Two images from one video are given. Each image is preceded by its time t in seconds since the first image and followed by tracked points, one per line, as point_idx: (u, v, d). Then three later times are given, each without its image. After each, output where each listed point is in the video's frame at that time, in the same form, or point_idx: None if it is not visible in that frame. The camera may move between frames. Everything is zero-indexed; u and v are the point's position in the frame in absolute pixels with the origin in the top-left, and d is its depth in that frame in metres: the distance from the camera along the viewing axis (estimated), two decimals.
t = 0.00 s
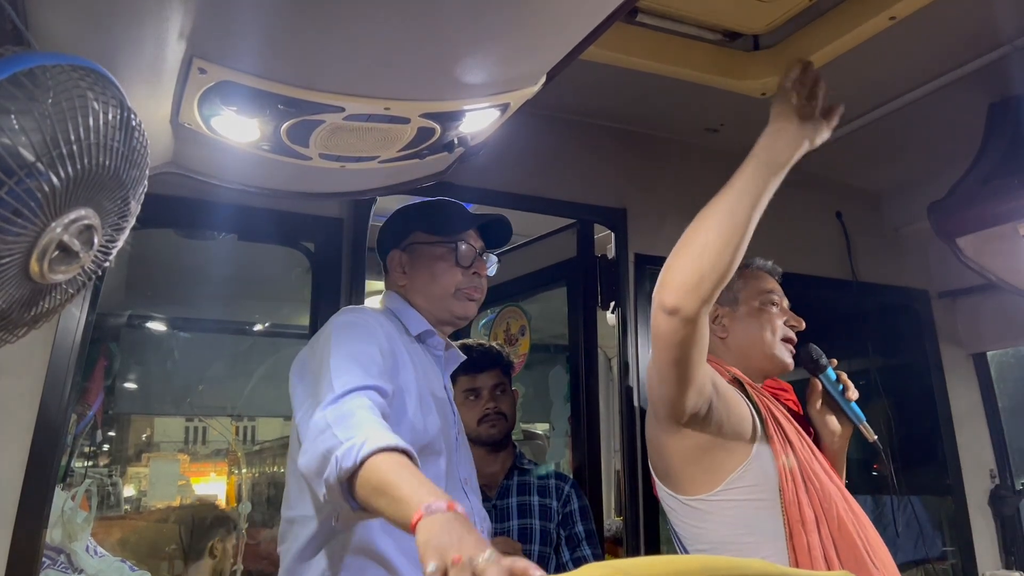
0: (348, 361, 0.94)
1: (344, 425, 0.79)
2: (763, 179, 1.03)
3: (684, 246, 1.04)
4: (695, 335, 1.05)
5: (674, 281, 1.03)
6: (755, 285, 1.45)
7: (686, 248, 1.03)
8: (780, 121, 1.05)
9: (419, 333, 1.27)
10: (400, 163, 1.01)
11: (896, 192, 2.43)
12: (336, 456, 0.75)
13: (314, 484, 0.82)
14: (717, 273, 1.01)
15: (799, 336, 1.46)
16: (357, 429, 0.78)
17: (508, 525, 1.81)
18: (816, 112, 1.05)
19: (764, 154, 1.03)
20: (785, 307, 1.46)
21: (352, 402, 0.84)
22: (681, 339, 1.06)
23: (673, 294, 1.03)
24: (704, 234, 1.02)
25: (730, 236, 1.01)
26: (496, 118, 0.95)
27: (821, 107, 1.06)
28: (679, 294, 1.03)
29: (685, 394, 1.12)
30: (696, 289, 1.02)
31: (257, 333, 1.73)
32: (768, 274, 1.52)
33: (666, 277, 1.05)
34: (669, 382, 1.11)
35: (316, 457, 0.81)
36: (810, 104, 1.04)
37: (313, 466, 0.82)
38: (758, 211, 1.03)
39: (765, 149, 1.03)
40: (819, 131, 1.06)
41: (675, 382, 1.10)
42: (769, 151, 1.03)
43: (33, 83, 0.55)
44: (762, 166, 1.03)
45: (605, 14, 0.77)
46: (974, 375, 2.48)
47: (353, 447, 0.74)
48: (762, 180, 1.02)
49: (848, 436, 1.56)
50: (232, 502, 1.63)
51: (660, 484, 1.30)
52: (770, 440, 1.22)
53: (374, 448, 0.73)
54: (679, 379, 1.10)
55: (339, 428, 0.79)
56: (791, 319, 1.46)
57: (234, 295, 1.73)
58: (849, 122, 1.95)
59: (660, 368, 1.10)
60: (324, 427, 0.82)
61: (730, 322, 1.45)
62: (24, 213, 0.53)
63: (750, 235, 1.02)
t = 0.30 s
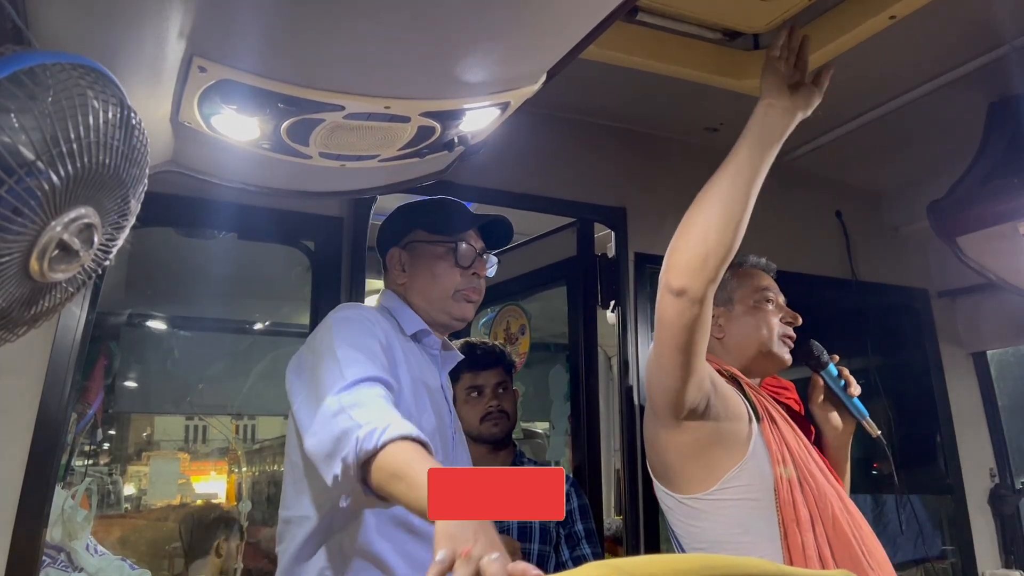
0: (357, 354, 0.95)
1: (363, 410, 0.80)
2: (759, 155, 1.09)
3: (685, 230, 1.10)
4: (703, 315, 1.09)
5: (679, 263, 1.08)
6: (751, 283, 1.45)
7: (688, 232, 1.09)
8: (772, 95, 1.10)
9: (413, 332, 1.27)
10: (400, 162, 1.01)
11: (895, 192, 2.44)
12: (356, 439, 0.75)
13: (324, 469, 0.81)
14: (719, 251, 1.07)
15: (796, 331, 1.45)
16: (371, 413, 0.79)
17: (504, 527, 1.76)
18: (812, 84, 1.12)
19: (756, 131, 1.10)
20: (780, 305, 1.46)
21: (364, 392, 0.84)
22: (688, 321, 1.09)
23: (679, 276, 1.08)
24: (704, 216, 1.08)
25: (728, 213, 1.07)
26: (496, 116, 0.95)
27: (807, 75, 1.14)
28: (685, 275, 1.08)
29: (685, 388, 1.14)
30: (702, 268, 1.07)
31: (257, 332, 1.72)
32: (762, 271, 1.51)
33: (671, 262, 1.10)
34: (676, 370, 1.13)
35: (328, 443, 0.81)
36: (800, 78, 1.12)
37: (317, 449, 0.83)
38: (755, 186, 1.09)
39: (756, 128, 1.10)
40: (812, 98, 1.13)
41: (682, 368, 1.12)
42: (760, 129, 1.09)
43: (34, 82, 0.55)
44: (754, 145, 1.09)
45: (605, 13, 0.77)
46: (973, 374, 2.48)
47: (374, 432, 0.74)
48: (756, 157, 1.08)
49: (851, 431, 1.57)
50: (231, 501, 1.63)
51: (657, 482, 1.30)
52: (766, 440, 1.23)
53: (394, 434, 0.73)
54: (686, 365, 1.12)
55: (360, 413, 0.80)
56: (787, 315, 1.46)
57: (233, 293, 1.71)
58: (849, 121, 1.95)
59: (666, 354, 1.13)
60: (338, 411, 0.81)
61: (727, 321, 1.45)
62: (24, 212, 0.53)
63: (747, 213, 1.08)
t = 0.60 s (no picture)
0: (319, 344, 0.95)
1: (319, 371, 0.87)
2: (756, 149, 1.09)
3: (685, 227, 1.10)
4: (704, 312, 1.09)
5: (680, 260, 1.09)
6: (751, 282, 1.46)
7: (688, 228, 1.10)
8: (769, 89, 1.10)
9: (410, 330, 1.29)
10: (400, 159, 1.01)
11: (896, 190, 2.43)
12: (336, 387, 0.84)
13: (304, 441, 0.86)
14: (719, 249, 1.07)
15: (796, 332, 1.46)
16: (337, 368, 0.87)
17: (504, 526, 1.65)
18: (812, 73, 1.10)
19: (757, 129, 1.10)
20: (781, 304, 1.46)
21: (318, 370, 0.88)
22: (688, 317, 1.09)
23: (679, 273, 1.09)
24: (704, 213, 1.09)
25: (729, 209, 1.07)
26: (496, 114, 0.94)
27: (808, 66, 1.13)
28: (686, 272, 1.08)
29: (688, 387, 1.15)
30: (702, 265, 1.08)
31: (256, 330, 1.71)
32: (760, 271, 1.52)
33: (672, 259, 1.10)
34: (676, 367, 1.13)
35: (299, 416, 0.85)
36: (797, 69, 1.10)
37: (286, 429, 0.87)
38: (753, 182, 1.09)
39: (755, 125, 1.10)
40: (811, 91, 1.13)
41: (683, 365, 1.12)
42: (759, 125, 1.09)
43: (33, 80, 0.55)
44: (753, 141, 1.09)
45: (604, 12, 0.77)
46: (973, 372, 2.48)
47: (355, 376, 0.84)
48: (754, 154, 1.09)
49: (852, 430, 1.56)
50: (232, 498, 1.63)
51: (657, 480, 1.30)
52: (767, 439, 1.23)
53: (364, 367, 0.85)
54: (686, 362, 1.12)
55: (318, 377, 0.86)
56: (787, 313, 1.46)
57: (232, 291, 1.71)
58: (850, 119, 1.95)
59: (667, 350, 1.13)
60: (306, 386, 0.86)
61: (727, 321, 1.45)
62: (24, 210, 0.53)
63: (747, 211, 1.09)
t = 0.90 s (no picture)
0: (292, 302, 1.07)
1: (312, 299, 1.03)
2: (761, 149, 1.11)
3: (693, 225, 1.12)
4: (710, 311, 1.11)
5: (687, 259, 1.10)
6: (753, 279, 1.45)
7: (695, 227, 1.11)
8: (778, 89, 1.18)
9: (408, 326, 1.29)
10: (400, 157, 1.01)
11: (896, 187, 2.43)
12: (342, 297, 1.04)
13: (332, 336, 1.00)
14: (726, 247, 1.09)
15: (797, 329, 1.47)
16: (316, 291, 1.05)
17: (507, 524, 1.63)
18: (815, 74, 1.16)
19: (761, 126, 1.20)
20: (782, 302, 1.46)
21: (311, 301, 1.03)
22: (695, 316, 1.11)
23: (686, 271, 1.10)
24: (711, 211, 1.10)
25: (736, 209, 1.09)
26: (497, 112, 0.94)
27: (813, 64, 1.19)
28: (693, 271, 1.10)
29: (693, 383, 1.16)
30: (708, 264, 1.09)
31: (256, 327, 1.70)
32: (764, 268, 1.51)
33: (679, 258, 1.12)
34: (681, 364, 1.14)
35: (326, 336, 1.00)
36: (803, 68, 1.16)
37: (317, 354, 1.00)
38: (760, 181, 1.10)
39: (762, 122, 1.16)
40: (816, 90, 1.23)
41: (687, 363, 1.13)
42: (768, 123, 1.16)
43: (33, 77, 0.55)
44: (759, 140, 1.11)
45: (604, 10, 0.77)
46: (973, 370, 2.49)
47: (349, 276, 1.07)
48: (760, 153, 1.10)
49: (852, 426, 1.56)
50: (232, 495, 1.62)
51: (659, 478, 1.30)
52: (768, 438, 1.22)
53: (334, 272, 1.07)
54: (692, 359, 1.13)
55: (319, 302, 1.03)
56: (789, 310, 1.47)
57: (231, 288, 1.68)
58: (851, 116, 1.95)
59: (672, 349, 1.14)
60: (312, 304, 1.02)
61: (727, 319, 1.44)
62: (23, 208, 0.53)
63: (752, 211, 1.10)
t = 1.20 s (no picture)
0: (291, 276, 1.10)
1: (308, 266, 1.04)
2: (772, 143, 1.12)
3: (698, 222, 1.11)
4: (713, 309, 1.10)
5: (691, 257, 1.09)
6: (757, 278, 1.45)
7: (700, 223, 1.11)
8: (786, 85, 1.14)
9: (409, 323, 1.29)
10: (400, 155, 1.01)
11: (896, 186, 2.43)
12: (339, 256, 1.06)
13: (344, 280, 1.02)
14: (730, 245, 1.09)
15: (798, 329, 1.46)
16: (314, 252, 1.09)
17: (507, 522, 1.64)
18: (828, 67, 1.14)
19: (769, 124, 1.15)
20: (784, 301, 1.46)
21: (308, 268, 1.04)
22: (697, 314, 1.10)
23: (690, 269, 1.09)
24: (716, 208, 1.10)
25: (745, 204, 1.09)
26: (497, 110, 0.94)
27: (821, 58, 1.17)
28: (698, 268, 1.09)
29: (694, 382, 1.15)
30: (712, 262, 1.09)
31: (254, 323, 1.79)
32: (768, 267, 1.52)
33: (683, 254, 1.11)
34: (683, 363, 1.13)
35: (337, 287, 1.01)
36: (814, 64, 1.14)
37: (334, 304, 1.00)
38: (769, 175, 1.11)
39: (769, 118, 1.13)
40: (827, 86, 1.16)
41: (689, 361, 1.12)
42: (775, 120, 1.12)
43: (32, 75, 0.55)
44: (769, 135, 1.12)
45: (605, 8, 0.77)
46: (973, 368, 2.49)
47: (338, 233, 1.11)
48: (769, 147, 1.11)
49: (851, 427, 1.56)
50: (232, 493, 1.68)
51: (659, 477, 1.30)
52: (768, 438, 1.22)
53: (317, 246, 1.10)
54: (694, 355, 1.12)
55: (317, 265, 1.04)
56: (791, 311, 1.47)
57: (233, 287, 1.76)
58: (851, 115, 1.94)
59: (674, 347, 1.13)
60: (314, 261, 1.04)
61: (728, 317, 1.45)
62: (23, 206, 0.53)
63: (761, 205, 1.10)
